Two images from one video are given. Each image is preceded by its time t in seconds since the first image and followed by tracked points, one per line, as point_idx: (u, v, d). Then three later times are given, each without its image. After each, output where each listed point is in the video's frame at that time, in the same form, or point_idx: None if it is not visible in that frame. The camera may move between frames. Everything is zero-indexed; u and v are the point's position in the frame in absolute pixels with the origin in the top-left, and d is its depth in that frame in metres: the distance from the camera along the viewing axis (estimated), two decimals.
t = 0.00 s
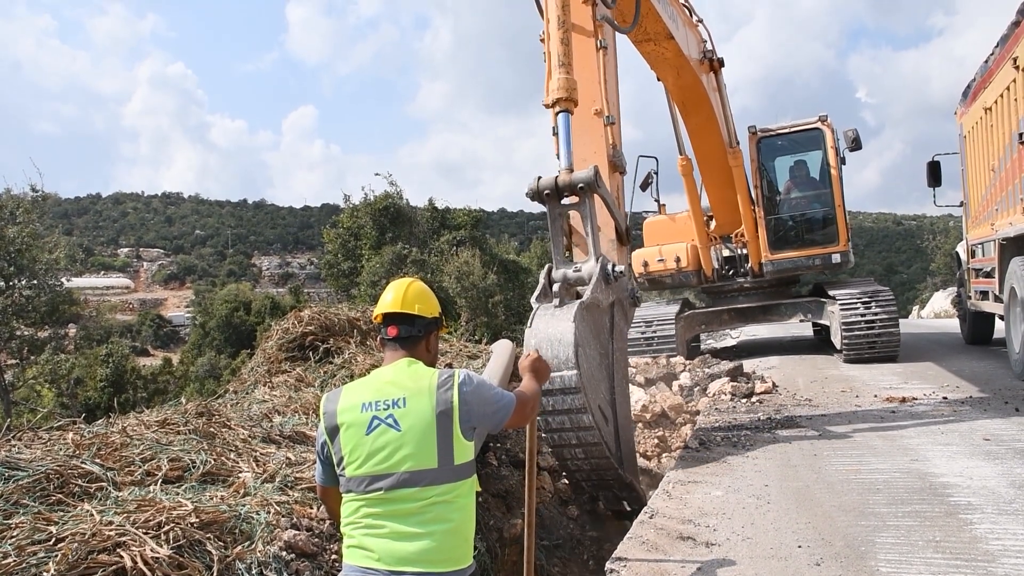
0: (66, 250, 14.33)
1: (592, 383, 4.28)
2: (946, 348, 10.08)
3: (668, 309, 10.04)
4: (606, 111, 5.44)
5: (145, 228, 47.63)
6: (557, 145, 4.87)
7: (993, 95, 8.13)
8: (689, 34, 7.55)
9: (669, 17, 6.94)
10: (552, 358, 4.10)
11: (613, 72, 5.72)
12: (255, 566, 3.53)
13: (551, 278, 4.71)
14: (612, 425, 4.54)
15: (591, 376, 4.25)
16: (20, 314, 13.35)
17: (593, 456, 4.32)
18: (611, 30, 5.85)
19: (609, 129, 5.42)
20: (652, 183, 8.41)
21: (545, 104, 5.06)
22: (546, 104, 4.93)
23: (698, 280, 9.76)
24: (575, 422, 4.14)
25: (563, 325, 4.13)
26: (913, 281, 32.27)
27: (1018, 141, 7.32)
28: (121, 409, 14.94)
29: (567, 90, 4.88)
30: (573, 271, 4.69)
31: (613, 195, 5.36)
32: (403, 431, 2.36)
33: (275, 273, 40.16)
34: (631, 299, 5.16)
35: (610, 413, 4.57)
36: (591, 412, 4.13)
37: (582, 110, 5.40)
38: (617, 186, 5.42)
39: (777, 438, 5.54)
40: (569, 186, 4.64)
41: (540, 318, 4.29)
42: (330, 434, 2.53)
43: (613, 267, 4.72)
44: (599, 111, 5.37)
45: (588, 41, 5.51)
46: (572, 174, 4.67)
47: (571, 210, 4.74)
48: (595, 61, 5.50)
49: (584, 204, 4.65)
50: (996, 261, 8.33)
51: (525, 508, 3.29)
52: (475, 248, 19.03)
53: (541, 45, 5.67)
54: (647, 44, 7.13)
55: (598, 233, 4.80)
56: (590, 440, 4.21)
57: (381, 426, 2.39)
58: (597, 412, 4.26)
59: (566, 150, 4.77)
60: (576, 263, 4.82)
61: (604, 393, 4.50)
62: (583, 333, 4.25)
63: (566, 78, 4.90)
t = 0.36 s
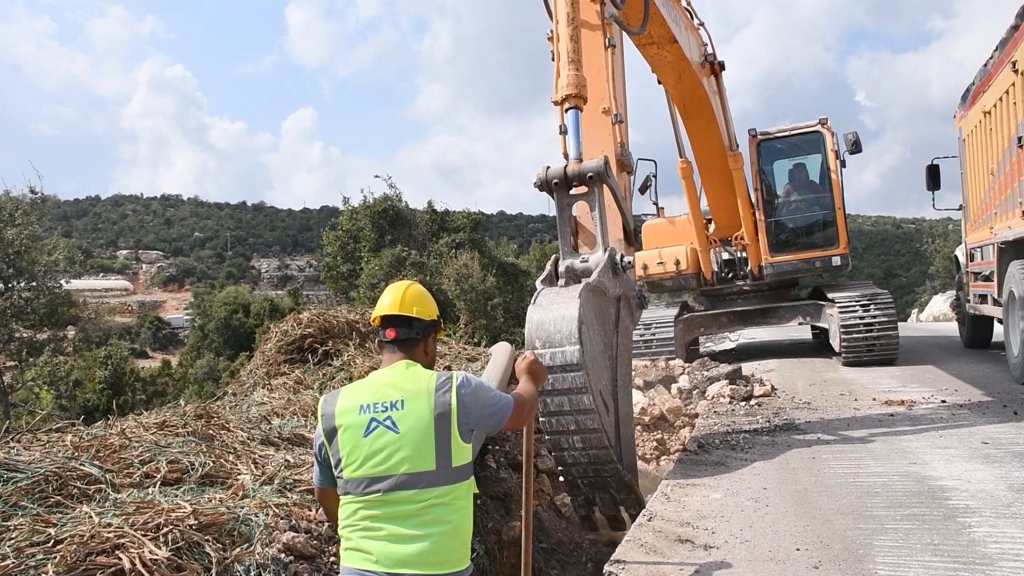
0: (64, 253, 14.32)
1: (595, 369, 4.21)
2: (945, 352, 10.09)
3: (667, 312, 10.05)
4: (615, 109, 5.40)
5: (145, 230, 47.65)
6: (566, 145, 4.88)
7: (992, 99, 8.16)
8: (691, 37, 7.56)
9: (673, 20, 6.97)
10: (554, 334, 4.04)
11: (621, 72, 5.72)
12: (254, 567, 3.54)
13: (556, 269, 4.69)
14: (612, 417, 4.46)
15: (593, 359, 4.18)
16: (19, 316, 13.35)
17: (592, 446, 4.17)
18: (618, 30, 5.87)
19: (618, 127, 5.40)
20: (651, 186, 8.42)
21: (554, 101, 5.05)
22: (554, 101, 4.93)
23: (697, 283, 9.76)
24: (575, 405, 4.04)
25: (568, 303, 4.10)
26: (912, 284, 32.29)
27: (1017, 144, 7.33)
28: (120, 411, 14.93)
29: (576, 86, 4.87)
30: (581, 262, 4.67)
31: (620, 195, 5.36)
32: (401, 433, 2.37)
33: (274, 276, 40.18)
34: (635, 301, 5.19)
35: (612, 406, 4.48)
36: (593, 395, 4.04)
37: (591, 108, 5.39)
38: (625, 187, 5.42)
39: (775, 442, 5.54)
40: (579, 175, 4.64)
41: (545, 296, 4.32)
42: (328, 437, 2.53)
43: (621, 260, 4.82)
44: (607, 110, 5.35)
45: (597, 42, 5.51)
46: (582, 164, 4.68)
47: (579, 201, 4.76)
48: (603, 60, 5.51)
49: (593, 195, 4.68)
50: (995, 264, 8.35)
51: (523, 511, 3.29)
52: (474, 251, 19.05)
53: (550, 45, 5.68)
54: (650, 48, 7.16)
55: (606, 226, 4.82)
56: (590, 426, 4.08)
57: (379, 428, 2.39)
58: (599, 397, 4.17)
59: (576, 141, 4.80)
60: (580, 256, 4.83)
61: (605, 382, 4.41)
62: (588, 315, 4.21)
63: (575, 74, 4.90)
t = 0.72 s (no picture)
0: (64, 255, 14.30)
1: (598, 390, 4.21)
2: (944, 354, 10.10)
3: (666, 314, 10.05)
4: (619, 135, 5.40)
5: (143, 232, 47.63)
6: (569, 172, 4.91)
7: (990, 101, 8.17)
8: (690, 43, 7.58)
9: (674, 32, 7.03)
10: (557, 354, 4.05)
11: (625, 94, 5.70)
12: (252, 570, 3.53)
13: (561, 292, 4.72)
14: (614, 442, 4.43)
15: (596, 381, 4.17)
16: (17, 318, 13.35)
17: (593, 470, 4.16)
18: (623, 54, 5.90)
19: (622, 154, 5.39)
20: (650, 188, 8.42)
21: (558, 129, 5.06)
22: (559, 129, 4.96)
23: (696, 285, 9.75)
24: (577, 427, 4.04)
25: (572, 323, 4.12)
26: (910, 286, 32.33)
27: (1015, 146, 7.34)
28: (118, 413, 14.92)
29: (581, 115, 4.90)
30: (585, 288, 4.70)
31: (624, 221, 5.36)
32: (399, 435, 2.37)
33: (273, 278, 40.18)
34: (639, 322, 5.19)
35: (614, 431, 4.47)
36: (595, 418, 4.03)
37: (595, 135, 5.41)
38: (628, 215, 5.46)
39: (774, 444, 5.53)
40: (584, 200, 4.67)
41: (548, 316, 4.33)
42: (326, 438, 2.53)
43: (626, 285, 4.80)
44: (611, 136, 5.35)
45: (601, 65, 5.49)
46: (588, 189, 4.71)
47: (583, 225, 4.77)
48: (606, 85, 5.48)
49: (597, 219, 4.69)
50: (993, 266, 8.36)
51: (521, 514, 3.29)
52: (473, 253, 19.06)
53: (553, 65, 5.68)
54: (651, 58, 7.22)
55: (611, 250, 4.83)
56: (591, 449, 4.08)
57: (377, 430, 2.39)
58: (601, 421, 4.16)
59: (580, 167, 4.82)
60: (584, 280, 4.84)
61: (608, 405, 4.40)
62: (592, 335, 4.21)
63: (579, 103, 4.93)
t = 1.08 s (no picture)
0: (61, 256, 14.28)
1: (602, 413, 4.22)
2: (941, 355, 10.11)
3: (663, 316, 10.05)
4: (617, 146, 5.40)
5: (140, 233, 47.56)
6: (568, 182, 4.93)
7: (987, 103, 8.19)
8: (688, 46, 7.60)
9: (671, 36, 7.04)
10: (562, 381, 4.05)
11: (623, 103, 5.74)
12: (250, 571, 3.52)
13: (561, 311, 4.68)
14: (620, 460, 4.46)
15: (601, 403, 4.18)
16: (14, 320, 13.33)
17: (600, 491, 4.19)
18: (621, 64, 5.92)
19: (619, 163, 5.50)
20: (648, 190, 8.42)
21: (556, 139, 5.09)
22: (557, 139, 4.97)
23: (694, 287, 9.75)
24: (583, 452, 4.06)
25: (575, 349, 4.12)
26: (907, 288, 32.37)
27: (1012, 149, 7.36)
28: (115, 415, 14.90)
29: (579, 125, 4.92)
30: (586, 304, 4.66)
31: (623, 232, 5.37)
32: (397, 436, 2.36)
33: (270, 279, 40.13)
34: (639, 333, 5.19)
35: (619, 448, 4.49)
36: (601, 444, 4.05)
37: (594, 145, 5.34)
38: (626, 223, 5.50)
39: (771, 446, 5.53)
40: (582, 217, 4.68)
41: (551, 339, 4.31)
42: (324, 440, 2.52)
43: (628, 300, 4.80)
44: (610, 147, 5.31)
45: (600, 75, 5.50)
46: (586, 205, 4.71)
47: (582, 240, 4.78)
48: (605, 95, 5.46)
49: (597, 234, 4.70)
50: (990, 268, 8.37)
51: (517, 515, 3.28)
52: (471, 254, 19.06)
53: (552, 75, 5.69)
54: (649, 63, 7.24)
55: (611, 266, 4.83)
56: (598, 471, 4.11)
57: (375, 432, 2.39)
58: (607, 444, 4.18)
59: (579, 180, 4.81)
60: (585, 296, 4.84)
61: (613, 425, 4.42)
62: (595, 359, 4.21)
63: (578, 113, 4.94)
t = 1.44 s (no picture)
0: (60, 256, 14.28)
1: (593, 424, 4.27)
2: (941, 357, 10.11)
3: (663, 317, 10.05)
4: (608, 144, 5.41)
5: (140, 234, 47.53)
6: (558, 180, 4.90)
7: (987, 105, 8.20)
8: (685, 47, 7.60)
9: (667, 35, 7.02)
10: (552, 398, 4.08)
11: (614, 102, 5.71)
12: (248, 571, 3.52)
13: (551, 314, 4.71)
14: (612, 466, 4.51)
15: (591, 417, 4.22)
16: (13, 320, 13.34)
17: (593, 497, 4.27)
18: (613, 62, 5.87)
19: (611, 161, 5.44)
20: (647, 192, 8.42)
21: (545, 137, 5.08)
22: (546, 138, 4.95)
23: (693, 288, 9.77)
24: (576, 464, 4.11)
25: (564, 365, 4.14)
26: (907, 289, 32.39)
27: (1012, 149, 7.37)
28: (115, 415, 14.90)
29: (568, 124, 4.90)
30: (574, 308, 4.70)
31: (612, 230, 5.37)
32: (397, 437, 2.36)
33: (270, 280, 40.12)
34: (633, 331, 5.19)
35: (611, 455, 4.55)
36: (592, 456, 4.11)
37: (584, 143, 5.39)
38: (617, 222, 5.46)
39: (770, 447, 5.53)
40: (570, 222, 4.65)
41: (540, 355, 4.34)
42: (323, 441, 2.52)
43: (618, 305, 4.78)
44: (600, 145, 5.35)
45: (589, 73, 5.49)
46: (573, 210, 4.68)
47: (572, 245, 4.77)
48: (596, 94, 5.48)
49: (584, 241, 4.68)
50: (990, 269, 8.37)
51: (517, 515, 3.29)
52: (470, 255, 19.05)
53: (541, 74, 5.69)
54: (645, 62, 7.22)
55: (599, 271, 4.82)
56: (591, 482, 4.16)
57: (374, 432, 2.39)
58: (598, 454, 4.24)
59: (567, 183, 4.79)
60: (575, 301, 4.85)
61: (604, 434, 4.48)
62: (584, 373, 4.23)
63: (567, 111, 4.93)
